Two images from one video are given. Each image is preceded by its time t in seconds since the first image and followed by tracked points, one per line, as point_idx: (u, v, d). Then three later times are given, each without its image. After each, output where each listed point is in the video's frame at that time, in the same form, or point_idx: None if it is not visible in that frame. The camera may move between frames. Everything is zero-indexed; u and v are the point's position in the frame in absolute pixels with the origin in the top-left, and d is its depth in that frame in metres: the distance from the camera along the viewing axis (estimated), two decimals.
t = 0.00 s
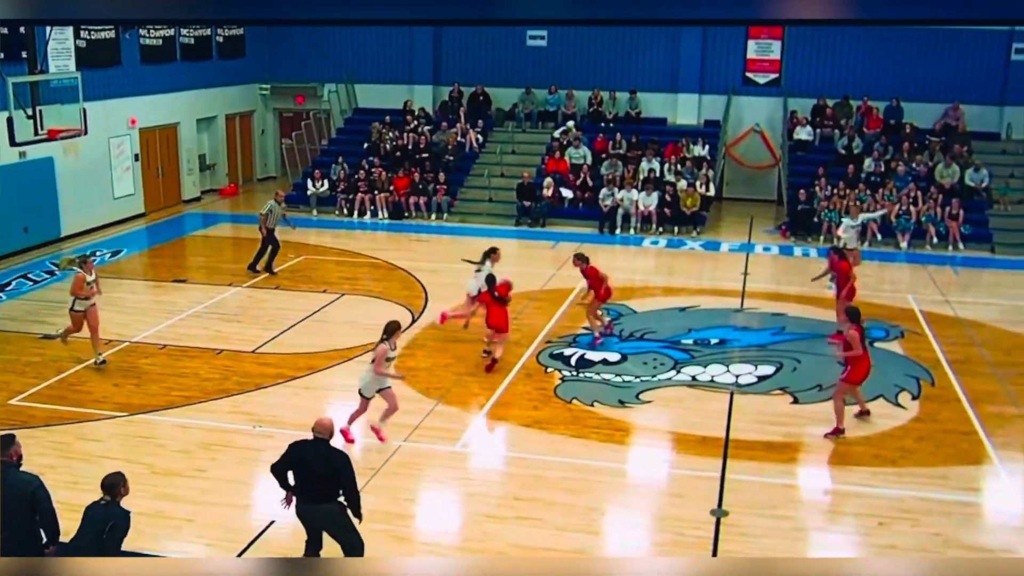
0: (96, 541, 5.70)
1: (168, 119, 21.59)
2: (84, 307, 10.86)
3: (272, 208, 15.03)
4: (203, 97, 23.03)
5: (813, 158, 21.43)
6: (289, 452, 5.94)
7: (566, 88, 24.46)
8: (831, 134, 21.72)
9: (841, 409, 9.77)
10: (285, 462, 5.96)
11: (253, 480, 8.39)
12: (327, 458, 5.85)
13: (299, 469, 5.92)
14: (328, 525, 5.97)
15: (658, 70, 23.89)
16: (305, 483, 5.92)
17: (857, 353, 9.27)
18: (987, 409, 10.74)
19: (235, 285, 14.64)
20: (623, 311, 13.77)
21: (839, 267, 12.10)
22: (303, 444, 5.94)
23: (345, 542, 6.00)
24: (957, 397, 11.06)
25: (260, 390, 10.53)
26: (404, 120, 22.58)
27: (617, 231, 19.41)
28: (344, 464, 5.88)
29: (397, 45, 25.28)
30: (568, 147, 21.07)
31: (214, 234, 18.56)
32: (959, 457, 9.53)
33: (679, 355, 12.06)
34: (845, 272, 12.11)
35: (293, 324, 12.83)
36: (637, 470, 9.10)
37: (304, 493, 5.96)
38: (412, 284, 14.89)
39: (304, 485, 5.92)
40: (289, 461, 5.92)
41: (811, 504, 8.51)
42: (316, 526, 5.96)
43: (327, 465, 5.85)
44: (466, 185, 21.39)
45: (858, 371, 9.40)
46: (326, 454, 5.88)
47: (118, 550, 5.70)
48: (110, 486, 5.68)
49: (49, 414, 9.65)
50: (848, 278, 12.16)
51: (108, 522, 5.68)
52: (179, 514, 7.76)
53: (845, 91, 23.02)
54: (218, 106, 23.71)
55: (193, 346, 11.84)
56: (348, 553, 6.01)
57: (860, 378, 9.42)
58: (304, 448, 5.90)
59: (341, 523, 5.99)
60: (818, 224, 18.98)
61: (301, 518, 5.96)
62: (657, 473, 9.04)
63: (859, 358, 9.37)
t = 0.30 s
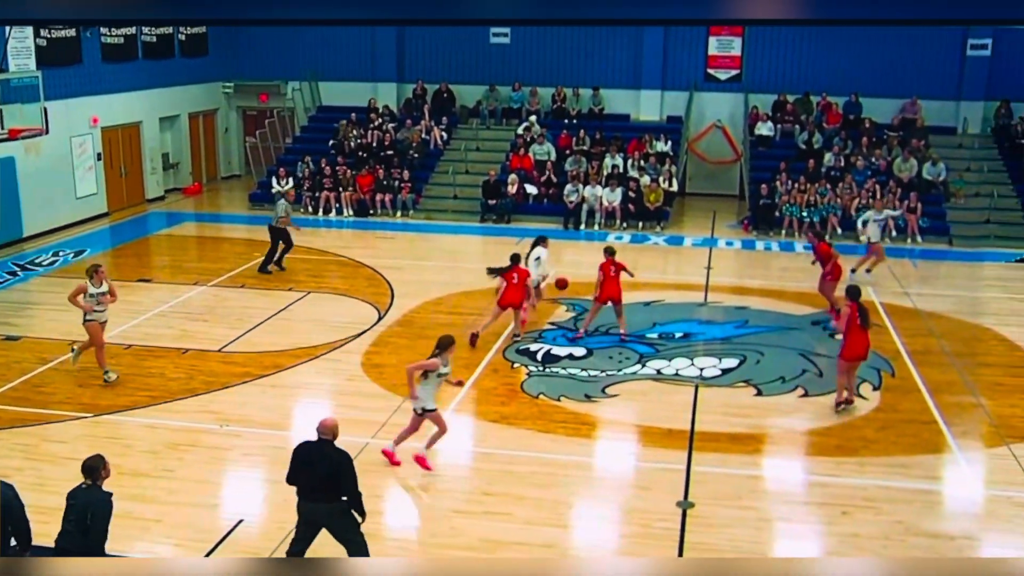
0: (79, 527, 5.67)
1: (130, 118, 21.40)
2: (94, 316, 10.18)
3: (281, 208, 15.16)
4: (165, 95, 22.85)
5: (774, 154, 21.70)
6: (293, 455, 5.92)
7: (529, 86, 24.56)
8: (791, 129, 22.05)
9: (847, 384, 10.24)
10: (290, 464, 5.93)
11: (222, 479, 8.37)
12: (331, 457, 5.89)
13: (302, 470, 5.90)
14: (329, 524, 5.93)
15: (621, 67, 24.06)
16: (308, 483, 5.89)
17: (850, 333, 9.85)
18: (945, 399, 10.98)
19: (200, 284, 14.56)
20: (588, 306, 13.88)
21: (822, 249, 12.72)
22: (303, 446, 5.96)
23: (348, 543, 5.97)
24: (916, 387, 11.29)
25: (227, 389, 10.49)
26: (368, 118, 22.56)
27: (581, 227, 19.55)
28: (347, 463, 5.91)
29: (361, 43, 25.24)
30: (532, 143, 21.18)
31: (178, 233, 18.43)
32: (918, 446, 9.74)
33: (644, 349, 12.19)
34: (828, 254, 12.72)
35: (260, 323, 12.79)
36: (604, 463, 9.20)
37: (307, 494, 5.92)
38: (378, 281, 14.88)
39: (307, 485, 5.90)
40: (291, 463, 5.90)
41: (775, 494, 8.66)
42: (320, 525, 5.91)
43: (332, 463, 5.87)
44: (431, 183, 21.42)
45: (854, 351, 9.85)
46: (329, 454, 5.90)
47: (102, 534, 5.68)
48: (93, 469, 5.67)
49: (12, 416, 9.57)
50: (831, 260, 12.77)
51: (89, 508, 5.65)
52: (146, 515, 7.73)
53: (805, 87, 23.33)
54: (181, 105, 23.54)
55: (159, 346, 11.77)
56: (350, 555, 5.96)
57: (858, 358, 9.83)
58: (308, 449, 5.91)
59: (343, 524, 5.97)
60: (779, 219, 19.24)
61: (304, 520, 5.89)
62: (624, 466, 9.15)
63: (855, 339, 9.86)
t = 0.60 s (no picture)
0: (60, 515, 5.61)
1: (91, 116, 21.16)
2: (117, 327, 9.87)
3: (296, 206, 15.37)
4: (126, 94, 22.61)
5: (733, 148, 21.97)
6: (284, 446, 5.96)
7: (491, 82, 24.63)
8: (749, 124, 22.32)
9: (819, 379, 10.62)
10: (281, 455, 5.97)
11: (188, 478, 8.36)
12: (323, 450, 5.91)
13: (292, 462, 5.93)
14: (318, 515, 6.02)
15: (581, 63, 24.19)
16: (298, 474, 5.93)
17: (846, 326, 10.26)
18: (902, 387, 11.25)
19: (163, 283, 14.46)
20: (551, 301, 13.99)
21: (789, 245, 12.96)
22: (294, 438, 5.98)
23: (338, 530, 6.05)
24: (873, 376, 11.54)
25: (191, 388, 10.46)
26: (331, 115, 22.48)
27: (544, 222, 19.64)
28: (338, 454, 5.93)
29: (322, 40, 25.15)
30: (494, 139, 21.27)
31: (141, 232, 18.26)
32: (876, 434, 9.97)
33: (607, 342, 12.32)
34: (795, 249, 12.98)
35: (224, 321, 12.74)
36: (569, 455, 9.32)
37: (297, 485, 5.96)
38: (342, 278, 14.87)
39: (297, 476, 5.94)
40: (282, 454, 5.93)
41: (737, 484, 8.82)
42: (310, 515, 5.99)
43: (322, 455, 5.90)
44: (395, 179, 21.40)
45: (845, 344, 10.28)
46: (319, 445, 5.93)
47: (84, 522, 5.62)
48: (73, 457, 5.66)
49: None
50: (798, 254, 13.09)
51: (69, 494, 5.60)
52: (112, 515, 7.70)
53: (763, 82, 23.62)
54: (142, 103, 23.31)
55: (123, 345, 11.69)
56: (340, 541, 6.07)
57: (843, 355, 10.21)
58: (299, 441, 5.94)
59: (334, 512, 6.04)
60: (739, 212, 19.50)
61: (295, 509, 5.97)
62: (588, 458, 9.27)
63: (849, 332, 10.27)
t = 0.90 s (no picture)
0: (12, 517, 5.58)
1: (36, 115, 20.81)
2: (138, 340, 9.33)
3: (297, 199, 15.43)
4: (71, 93, 22.26)
5: (677, 143, 22.33)
6: (246, 443, 6.04)
7: (439, 79, 24.71)
8: (692, 119, 22.78)
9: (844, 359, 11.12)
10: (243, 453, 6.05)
11: (142, 477, 8.35)
12: (283, 445, 5.99)
13: (254, 459, 6.00)
14: (281, 511, 6.06)
15: (527, 60, 24.40)
16: (260, 470, 6.00)
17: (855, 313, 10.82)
18: (843, 373, 11.61)
19: (112, 283, 14.32)
20: (501, 294, 14.14)
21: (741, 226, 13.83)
22: (256, 435, 6.06)
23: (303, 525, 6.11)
24: (815, 362, 11.89)
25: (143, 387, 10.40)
26: (279, 113, 22.36)
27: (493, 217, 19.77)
28: (299, 448, 6.00)
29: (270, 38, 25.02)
30: (443, 135, 21.37)
31: (89, 232, 18.01)
32: (818, 419, 10.29)
33: (557, 334, 12.52)
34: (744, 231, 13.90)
35: (174, 320, 12.67)
36: (521, 446, 9.49)
37: (260, 481, 6.03)
38: (294, 275, 14.85)
39: (260, 473, 6.01)
40: (244, 452, 6.01)
41: (686, 471, 9.05)
42: (275, 510, 6.06)
43: (284, 450, 5.98)
44: (344, 176, 21.37)
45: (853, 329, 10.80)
46: (281, 441, 6.01)
47: (36, 524, 5.65)
48: (24, 459, 5.78)
49: None
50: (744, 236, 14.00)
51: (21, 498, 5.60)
52: (66, 516, 7.67)
53: (704, 77, 24.05)
54: (88, 102, 22.96)
55: (72, 345, 11.58)
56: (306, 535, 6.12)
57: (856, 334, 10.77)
58: (261, 437, 6.02)
59: (298, 507, 6.11)
60: (683, 205, 19.86)
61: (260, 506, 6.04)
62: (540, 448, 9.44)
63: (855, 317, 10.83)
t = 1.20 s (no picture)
0: None
1: None
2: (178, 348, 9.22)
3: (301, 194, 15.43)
4: (14, 95, 21.84)
5: (621, 140, 22.61)
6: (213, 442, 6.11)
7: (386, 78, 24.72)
8: (637, 115, 23.02)
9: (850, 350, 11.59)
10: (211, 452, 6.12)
11: (95, 480, 8.31)
12: (248, 444, 6.05)
13: (220, 458, 6.07)
14: (246, 510, 6.13)
15: (474, 59, 24.54)
16: (226, 469, 6.06)
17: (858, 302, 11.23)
18: (786, 361, 11.94)
19: (59, 285, 14.13)
20: (451, 291, 14.25)
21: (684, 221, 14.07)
22: (223, 434, 6.12)
23: (267, 524, 6.16)
24: (759, 353, 12.20)
25: (94, 390, 10.32)
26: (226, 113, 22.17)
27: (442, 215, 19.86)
28: (264, 447, 6.06)
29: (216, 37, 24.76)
30: (390, 134, 21.40)
31: (34, 235, 17.71)
32: (762, 408, 10.59)
33: (507, 329, 12.67)
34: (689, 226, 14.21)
35: (124, 322, 12.56)
36: (474, 440, 9.62)
37: (225, 479, 6.10)
38: (244, 275, 14.80)
39: (225, 471, 6.07)
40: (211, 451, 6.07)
41: (635, 461, 9.26)
42: (240, 509, 6.12)
43: (248, 449, 6.04)
44: (293, 176, 21.27)
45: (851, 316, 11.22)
46: (246, 439, 6.07)
47: None
48: None
49: None
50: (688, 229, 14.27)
51: None
52: (19, 521, 7.61)
53: (648, 75, 24.40)
54: (32, 104, 22.57)
55: (20, 349, 11.44)
56: (270, 535, 6.16)
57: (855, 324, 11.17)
58: (228, 436, 6.08)
59: (263, 507, 6.17)
60: (629, 200, 20.15)
61: (224, 504, 6.11)
62: (492, 441, 9.60)
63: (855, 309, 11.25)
